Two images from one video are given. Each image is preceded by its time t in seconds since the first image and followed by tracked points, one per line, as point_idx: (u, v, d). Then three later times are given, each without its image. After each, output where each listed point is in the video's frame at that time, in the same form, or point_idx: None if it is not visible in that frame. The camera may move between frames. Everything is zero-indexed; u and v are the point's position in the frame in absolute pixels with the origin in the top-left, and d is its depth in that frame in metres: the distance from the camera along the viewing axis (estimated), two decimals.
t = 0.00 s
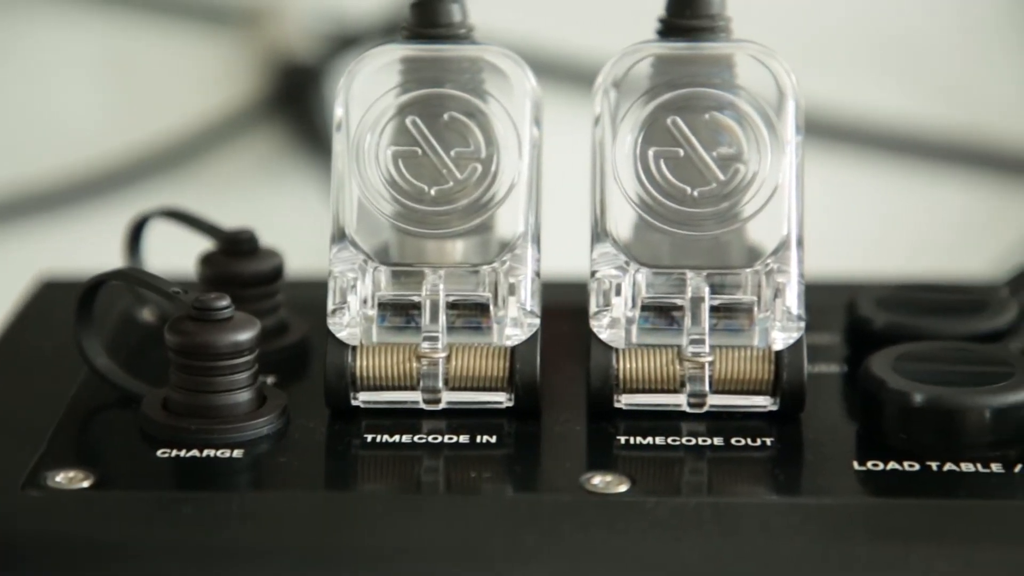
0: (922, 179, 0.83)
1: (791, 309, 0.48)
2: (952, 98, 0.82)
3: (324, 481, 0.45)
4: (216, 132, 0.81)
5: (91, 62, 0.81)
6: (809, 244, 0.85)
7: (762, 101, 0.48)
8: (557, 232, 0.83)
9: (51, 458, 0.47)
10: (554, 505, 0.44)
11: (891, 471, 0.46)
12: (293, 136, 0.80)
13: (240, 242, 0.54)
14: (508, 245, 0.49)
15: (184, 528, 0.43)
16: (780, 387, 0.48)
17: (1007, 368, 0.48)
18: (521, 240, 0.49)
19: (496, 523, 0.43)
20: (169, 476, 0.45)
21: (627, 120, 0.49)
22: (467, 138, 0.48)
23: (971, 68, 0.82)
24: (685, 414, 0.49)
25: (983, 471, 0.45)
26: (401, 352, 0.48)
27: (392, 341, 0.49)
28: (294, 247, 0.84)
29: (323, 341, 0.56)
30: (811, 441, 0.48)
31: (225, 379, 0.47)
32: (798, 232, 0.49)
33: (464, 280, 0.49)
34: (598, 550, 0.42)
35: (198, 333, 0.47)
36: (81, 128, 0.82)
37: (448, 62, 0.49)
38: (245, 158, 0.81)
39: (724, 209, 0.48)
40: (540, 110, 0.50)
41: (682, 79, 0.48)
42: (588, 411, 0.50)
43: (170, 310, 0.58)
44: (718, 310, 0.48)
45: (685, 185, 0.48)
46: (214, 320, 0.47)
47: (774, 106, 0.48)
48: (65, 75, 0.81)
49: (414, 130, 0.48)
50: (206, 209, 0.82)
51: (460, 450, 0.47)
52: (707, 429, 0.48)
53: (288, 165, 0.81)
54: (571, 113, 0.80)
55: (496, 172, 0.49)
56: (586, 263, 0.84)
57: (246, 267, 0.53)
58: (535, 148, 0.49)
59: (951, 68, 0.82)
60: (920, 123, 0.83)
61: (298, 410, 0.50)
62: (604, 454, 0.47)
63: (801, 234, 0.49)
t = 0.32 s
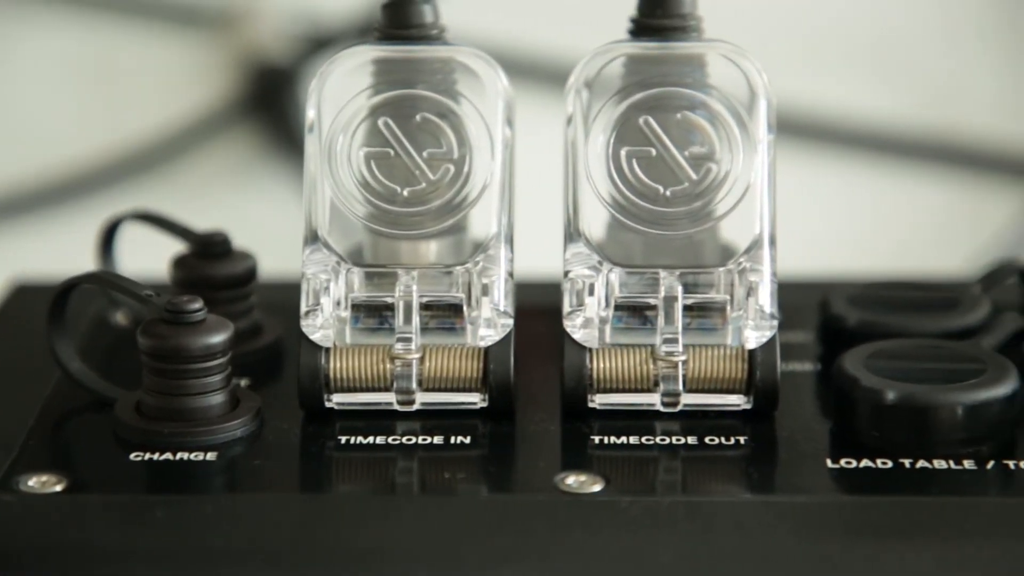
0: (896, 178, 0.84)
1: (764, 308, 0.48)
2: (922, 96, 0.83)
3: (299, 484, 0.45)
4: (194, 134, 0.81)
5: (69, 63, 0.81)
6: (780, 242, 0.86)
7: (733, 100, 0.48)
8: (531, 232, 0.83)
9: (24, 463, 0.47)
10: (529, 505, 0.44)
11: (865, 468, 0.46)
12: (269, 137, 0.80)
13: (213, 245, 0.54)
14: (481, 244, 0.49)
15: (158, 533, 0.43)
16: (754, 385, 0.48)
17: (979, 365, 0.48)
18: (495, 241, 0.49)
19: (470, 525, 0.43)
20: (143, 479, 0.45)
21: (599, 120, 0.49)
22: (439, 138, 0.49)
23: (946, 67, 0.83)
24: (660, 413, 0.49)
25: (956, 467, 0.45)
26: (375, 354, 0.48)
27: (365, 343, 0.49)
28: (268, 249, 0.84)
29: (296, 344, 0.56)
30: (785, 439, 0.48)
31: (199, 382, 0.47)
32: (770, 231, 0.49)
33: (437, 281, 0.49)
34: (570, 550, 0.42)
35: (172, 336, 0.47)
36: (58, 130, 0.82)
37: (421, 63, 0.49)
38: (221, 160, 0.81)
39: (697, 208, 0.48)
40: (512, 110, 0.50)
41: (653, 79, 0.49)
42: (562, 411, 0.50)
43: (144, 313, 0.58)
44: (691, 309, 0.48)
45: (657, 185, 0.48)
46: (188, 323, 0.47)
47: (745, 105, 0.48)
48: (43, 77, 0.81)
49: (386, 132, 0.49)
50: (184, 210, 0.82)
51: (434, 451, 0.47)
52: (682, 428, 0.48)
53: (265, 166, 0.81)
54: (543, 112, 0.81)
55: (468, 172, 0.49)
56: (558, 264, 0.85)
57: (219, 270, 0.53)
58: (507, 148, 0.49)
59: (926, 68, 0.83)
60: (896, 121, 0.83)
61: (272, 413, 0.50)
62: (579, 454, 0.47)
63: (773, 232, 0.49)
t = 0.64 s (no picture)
0: (870, 177, 0.84)
1: (736, 306, 0.48)
2: (897, 94, 0.83)
3: (272, 487, 0.45)
4: (171, 136, 0.81)
5: (44, 66, 0.81)
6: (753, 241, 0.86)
7: (704, 99, 0.48)
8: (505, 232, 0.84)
9: None
10: (502, 504, 0.43)
11: (837, 466, 0.45)
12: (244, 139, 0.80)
13: (185, 248, 0.54)
14: (454, 245, 0.49)
15: (130, 536, 0.43)
16: (726, 384, 0.48)
17: (950, 362, 0.48)
18: (467, 241, 0.49)
19: (442, 526, 0.43)
20: (115, 482, 0.45)
21: (570, 119, 0.49)
22: (411, 140, 0.49)
23: (919, 65, 0.83)
24: (633, 413, 0.49)
25: (928, 464, 0.45)
26: (348, 355, 0.48)
27: (338, 344, 0.48)
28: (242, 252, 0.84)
29: (269, 346, 0.55)
30: (759, 437, 0.48)
31: (171, 385, 0.47)
32: (742, 229, 0.49)
33: (410, 282, 0.49)
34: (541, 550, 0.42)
35: (143, 339, 0.46)
36: (33, 133, 0.82)
37: (392, 65, 0.49)
38: (197, 161, 0.81)
39: (669, 208, 0.48)
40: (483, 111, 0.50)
41: (625, 79, 0.49)
42: (536, 412, 0.49)
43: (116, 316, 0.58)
44: (664, 308, 0.48)
45: (629, 184, 0.48)
46: (159, 326, 0.47)
47: (716, 104, 0.49)
48: (18, 79, 0.81)
49: (358, 133, 0.49)
50: (161, 211, 0.82)
51: (407, 451, 0.47)
52: (655, 427, 0.48)
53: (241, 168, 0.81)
54: (515, 111, 0.81)
55: (440, 173, 0.49)
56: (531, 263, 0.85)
57: (193, 272, 0.53)
58: (478, 149, 0.49)
59: (902, 67, 0.83)
60: (869, 118, 0.84)
61: (245, 415, 0.50)
62: (552, 453, 0.47)
63: (745, 231, 0.49)
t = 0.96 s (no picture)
0: (843, 175, 0.85)
1: (707, 305, 0.48)
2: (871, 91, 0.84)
3: (245, 489, 0.45)
4: (146, 138, 0.81)
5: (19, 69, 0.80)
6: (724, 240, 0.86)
7: (674, 99, 0.49)
8: (475, 234, 0.84)
9: None
10: (474, 504, 0.44)
11: (807, 464, 0.46)
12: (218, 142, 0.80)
13: (156, 251, 0.54)
14: (425, 246, 0.49)
15: (101, 541, 0.42)
16: (698, 382, 0.48)
17: (920, 359, 0.49)
18: (438, 242, 0.49)
19: (414, 528, 0.43)
20: (86, 486, 0.45)
21: (541, 120, 0.49)
22: (382, 141, 0.49)
23: (891, 63, 0.83)
24: (605, 412, 0.49)
25: (898, 462, 0.45)
26: (319, 357, 0.48)
27: (309, 347, 0.48)
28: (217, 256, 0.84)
29: (241, 349, 0.55)
30: (731, 436, 0.48)
31: (142, 388, 0.47)
32: (712, 228, 0.49)
33: (382, 283, 0.49)
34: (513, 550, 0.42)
35: (114, 343, 0.46)
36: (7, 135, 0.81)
37: (362, 66, 0.49)
38: (172, 164, 0.81)
39: (639, 207, 0.48)
40: (453, 112, 0.50)
41: (595, 79, 0.49)
42: (509, 412, 0.49)
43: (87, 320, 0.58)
44: (636, 308, 0.48)
45: (599, 184, 0.48)
46: (130, 329, 0.47)
47: (686, 104, 0.49)
48: None
49: (328, 135, 0.48)
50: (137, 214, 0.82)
51: (380, 453, 0.47)
52: (628, 427, 0.48)
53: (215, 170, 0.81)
54: (486, 111, 0.81)
55: (411, 174, 0.49)
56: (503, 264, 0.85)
57: (164, 275, 0.53)
58: (448, 150, 0.49)
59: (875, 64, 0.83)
60: (839, 117, 0.84)
61: (217, 418, 0.50)
62: (525, 454, 0.47)
63: (715, 229, 0.49)
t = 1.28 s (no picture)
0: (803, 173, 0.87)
1: (677, 304, 0.48)
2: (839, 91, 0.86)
3: (214, 492, 0.44)
4: (120, 139, 0.82)
5: None
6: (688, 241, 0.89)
7: (642, 99, 0.49)
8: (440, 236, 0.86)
9: None
10: (445, 505, 0.43)
11: (778, 461, 0.45)
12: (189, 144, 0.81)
13: (124, 254, 0.54)
14: (394, 247, 0.49)
15: (69, 545, 0.42)
16: (668, 381, 0.48)
17: (890, 356, 0.49)
18: (407, 243, 0.49)
19: (384, 529, 0.43)
20: (55, 489, 0.44)
21: (509, 120, 0.49)
22: (350, 143, 0.48)
23: (851, 63, 0.86)
24: (576, 412, 0.49)
25: (868, 458, 0.45)
26: (289, 360, 0.48)
27: (278, 349, 0.48)
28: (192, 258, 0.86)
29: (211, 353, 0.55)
30: (701, 434, 0.48)
31: (111, 392, 0.47)
32: (682, 228, 0.49)
33: (352, 284, 0.49)
34: (481, 548, 0.42)
35: (82, 346, 0.46)
36: None
37: (330, 68, 0.49)
38: (144, 165, 0.82)
39: (608, 207, 0.49)
40: (422, 112, 0.50)
41: (563, 79, 0.49)
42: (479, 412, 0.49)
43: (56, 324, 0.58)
44: (605, 308, 0.48)
45: (568, 184, 0.49)
46: (99, 333, 0.46)
47: (654, 103, 0.49)
48: None
49: (296, 136, 0.48)
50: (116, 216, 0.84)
51: (351, 455, 0.47)
52: (599, 426, 0.48)
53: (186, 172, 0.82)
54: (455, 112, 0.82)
55: (379, 176, 0.49)
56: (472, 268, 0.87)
57: (132, 277, 0.53)
58: (417, 151, 0.49)
59: (834, 63, 0.86)
60: (798, 117, 0.86)
61: (187, 421, 0.50)
62: (495, 454, 0.47)
63: (685, 229, 0.49)
